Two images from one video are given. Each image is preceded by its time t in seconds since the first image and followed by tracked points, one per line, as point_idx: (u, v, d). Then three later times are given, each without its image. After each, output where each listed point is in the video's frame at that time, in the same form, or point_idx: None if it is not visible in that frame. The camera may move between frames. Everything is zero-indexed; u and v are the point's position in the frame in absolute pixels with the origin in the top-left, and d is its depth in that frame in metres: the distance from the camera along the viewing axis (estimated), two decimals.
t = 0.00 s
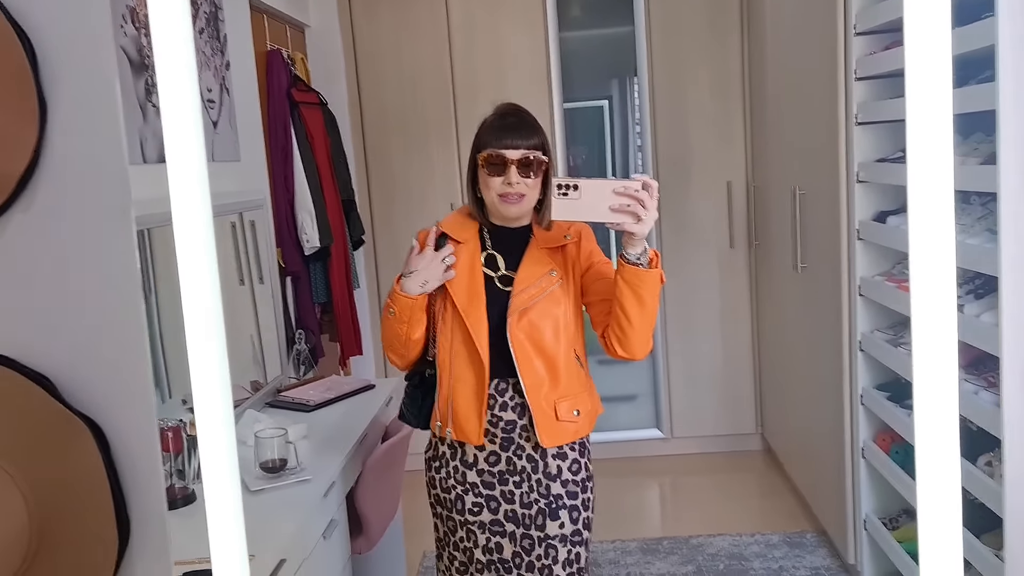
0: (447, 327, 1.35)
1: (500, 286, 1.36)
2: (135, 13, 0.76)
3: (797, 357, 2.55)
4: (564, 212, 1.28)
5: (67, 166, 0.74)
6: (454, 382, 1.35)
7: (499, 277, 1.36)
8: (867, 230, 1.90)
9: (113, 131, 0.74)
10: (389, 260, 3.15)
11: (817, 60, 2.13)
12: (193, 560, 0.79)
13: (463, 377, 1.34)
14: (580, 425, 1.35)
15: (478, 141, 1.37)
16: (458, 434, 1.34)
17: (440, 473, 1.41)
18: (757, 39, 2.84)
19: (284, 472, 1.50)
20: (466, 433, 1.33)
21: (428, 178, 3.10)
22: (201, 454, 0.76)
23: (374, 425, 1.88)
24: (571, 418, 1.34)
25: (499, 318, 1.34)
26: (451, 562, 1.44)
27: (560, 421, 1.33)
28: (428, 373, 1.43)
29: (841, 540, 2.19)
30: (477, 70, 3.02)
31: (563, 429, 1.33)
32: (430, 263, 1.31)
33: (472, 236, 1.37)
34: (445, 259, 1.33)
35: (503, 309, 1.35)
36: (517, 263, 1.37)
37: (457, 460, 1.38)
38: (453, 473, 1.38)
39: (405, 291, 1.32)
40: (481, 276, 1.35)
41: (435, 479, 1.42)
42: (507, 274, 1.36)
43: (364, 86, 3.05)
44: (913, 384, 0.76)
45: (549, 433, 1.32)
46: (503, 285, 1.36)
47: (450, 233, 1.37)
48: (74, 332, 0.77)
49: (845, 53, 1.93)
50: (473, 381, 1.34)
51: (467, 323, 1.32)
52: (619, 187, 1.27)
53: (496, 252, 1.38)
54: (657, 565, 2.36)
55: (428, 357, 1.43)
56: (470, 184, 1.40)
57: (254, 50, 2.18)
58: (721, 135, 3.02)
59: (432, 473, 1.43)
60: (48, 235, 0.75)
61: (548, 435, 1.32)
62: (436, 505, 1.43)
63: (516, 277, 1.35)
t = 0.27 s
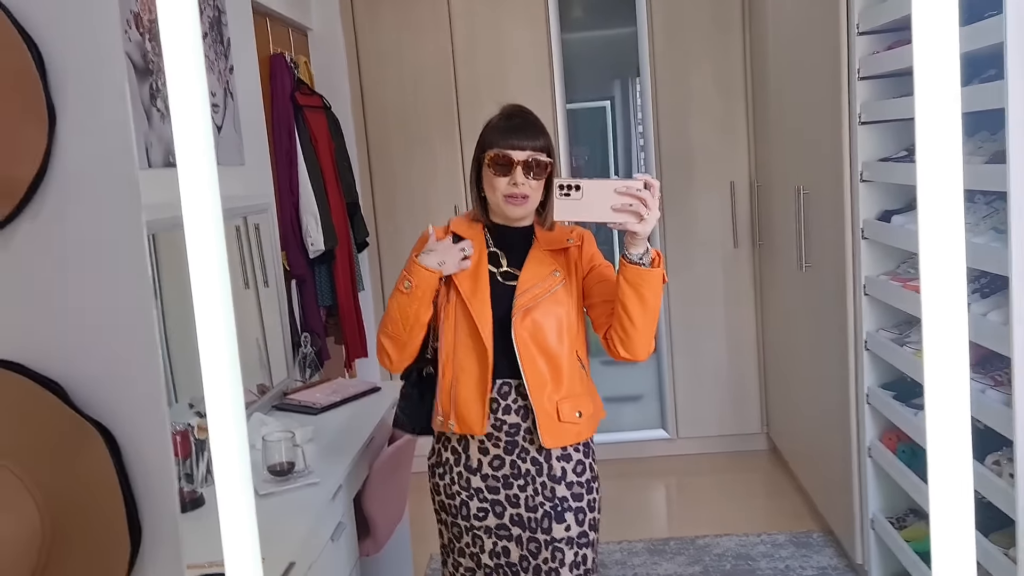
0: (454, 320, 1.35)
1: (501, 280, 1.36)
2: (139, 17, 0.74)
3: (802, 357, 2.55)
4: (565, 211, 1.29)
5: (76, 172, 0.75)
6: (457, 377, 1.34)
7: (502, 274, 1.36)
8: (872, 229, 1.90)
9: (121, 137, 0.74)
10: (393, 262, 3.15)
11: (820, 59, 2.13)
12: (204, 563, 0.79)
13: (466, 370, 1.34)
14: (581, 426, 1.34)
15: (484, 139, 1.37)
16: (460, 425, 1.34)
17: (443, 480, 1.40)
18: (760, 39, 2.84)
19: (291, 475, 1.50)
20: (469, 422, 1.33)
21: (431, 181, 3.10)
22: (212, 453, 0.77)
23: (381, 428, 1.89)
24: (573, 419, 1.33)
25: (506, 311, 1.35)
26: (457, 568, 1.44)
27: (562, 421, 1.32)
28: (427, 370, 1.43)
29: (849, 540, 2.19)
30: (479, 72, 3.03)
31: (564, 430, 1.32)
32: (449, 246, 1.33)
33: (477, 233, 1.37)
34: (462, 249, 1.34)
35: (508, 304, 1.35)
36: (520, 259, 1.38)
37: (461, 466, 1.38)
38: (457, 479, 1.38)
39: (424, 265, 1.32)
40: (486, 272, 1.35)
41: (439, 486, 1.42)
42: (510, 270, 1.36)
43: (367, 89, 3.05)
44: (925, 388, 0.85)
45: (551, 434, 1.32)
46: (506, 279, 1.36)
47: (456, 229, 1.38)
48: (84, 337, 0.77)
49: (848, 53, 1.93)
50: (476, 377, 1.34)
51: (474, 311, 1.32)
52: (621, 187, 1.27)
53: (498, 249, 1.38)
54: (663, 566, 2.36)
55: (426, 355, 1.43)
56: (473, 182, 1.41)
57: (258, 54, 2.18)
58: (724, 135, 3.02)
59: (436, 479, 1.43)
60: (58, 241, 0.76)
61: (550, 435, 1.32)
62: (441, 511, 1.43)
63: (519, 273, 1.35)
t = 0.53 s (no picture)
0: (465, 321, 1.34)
1: (502, 277, 1.35)
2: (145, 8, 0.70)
3: (808, 351, 2.55)
4: (568, 207, 1.31)
5: (85, 166, 0.74)
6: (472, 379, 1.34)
7: (503, 270, 1.36)
8: (880, 222, 1.89)
9: (131, 129, 0.74)
10: (398, 258, 3.15)
11: (827, 51, 2.11)
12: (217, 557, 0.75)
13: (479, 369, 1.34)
14: (585, 418, 1.34)
15: (483, 130, 1.36)
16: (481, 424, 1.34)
17: (448, 475, 1.40)
18: (765, 31, 2.82)
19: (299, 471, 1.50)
20: (487, 421, 1.33)
21: (436, 175, 3.10)
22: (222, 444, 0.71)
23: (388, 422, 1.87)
24: (576, 411, 1.32)
25: (505, 305, 1.34)
26: (461, 564, 1.44)
27: (564, 413, 1.31)
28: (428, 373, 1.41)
29: (857, 534, 2.18)
30: (484, 66, 3.02)
31: (567, 422, 1.32)
32: (465, 262, 1.27)
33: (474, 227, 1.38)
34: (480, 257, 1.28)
35: (507, 296, 1.34)
36: (519, 254, 1.37)
37: (465, 461, 1.37)
38: (461, 474, 1.37)
39: (441, 294, 1.27)
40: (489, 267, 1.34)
41: (443, 481, 1.42)
42: (510, 266, 1.36)
43: (371, 83, 3.04)
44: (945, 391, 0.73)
45: (554, 426, 1.31)
46: (508, 276, 1.35)
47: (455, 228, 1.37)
48: (95, 331, 0.77)
49: (855, 45, 1.91)
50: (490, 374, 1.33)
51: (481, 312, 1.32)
52: (624, 181, 1.26)
53: (497, 246, 1.38)
54: (671, 560, 2.36)
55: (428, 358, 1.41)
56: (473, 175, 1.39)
57: (262, 48, 2.17)
58: (729, 128, 3.00)
59: (440, 474, 1.42)
60: (68, 235, 0.75)
61: (552, 428, 1.31)
62: (446, 506, 1.43)
63: (519, 269, 1.34)
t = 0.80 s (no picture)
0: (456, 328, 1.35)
1: (502, 272, 1.35)
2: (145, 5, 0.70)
3: (812, 347, 2.54)
4: (570, 201, 1.27)
5: (86, 163, 0.74)
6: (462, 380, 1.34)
7: (501, 265, 1.35)
8: (886, 217, 1.87)
9: (131, 125, 0.73)
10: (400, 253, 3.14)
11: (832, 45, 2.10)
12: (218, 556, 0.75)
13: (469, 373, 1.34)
14: (586, 412, 1.33)
15: (480, 124, 1.35)
16: (471, 427, 1.33)
17: (450, 472, 1.40)
18: (769, 25, 2.80)
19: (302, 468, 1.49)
20: (476, 424, 1.33)
21: (438, 170, 3.09)
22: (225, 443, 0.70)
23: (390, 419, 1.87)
24: (577, 406, 1.31)
25: (505, 304, 1.33)
26: (464, 561, 1.43)
27: (565, 408, 1.30)
28: (422, 372, 1.44)
29: (861, 530, 2.17)
30: (486, 60, 3.00)
31: (568, 417, 1.31)
32: (456, 282, 1.29)
33: (468, 226, 1.37)
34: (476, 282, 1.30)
35: (507, 294, 1.34)
36: (517, 249, 1.36)
37: (467, 459, 1.37)
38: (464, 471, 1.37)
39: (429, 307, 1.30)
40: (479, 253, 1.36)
41: (446, 479, 1.41)
42: (509, 261, 1.35)
43: (373, 78, 3.03)
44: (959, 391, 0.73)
45: (555, 421, 1.30)
46: (506, 271, 1.35)
47: (448, 227, 1.37)
48: (96, 329, 0.76)
49: (860, 39, 1.89)
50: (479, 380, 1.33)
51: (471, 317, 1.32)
52: (626, 174, 1.25)
53: (494, 241, 1.37)
54: (674, 556, 2.35)
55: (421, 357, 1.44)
56: (470, 169, 1.37)
57: (263, 42, 2.16)
58: (733, 123, 2.99)
59: (442, 472, 1.42)
60: (69, 233, 0.75)
61: (553, 423, 1.30)
62: (448, 504, 1.42)
63: (518, 263, 1.34)
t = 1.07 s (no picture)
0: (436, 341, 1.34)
1: (502, 277, 1.34)
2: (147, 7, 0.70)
3: (815, 349, 2.53)
4: (570, 201, 1.27)
5: (87, 168, 0.73)
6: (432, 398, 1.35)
7: (500, 270, 1.35)
8: (889, 220, 1.87)
9: (133, 128, 0.72)
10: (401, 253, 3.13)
11: (835, 46, 2.09)
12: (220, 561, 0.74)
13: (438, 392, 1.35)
14: (587, 417, 1.32)
15: (477, 126, 1.35)
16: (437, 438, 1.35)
17: (452, 477, 1.39)
18: (772, 26, 2.79)
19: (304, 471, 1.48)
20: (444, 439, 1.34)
21: (439, 171, 3.08)
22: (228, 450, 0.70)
23: (392, 420, 1.86)
24: (578, 411, 1.31)
25: (503, 307, 1.33)
26: (467, 565, 1.43)
27: (566, 414, 1.30)
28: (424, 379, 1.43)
29: (863, 533, 2.17)
30: (487, 60, 2.99)
31: (569, 422, 1.30)
32: (439, 305, 1.30)
33: (460, 232, 1.36)
34: (452, 313, 1.30)
35: (507, 301, 1.33)
36: (517, 253, 1.36)
37: (469, 464, 1.36)
38: (466, 476, 1.37)
39: (409, 320, 1.33)
40: (462, 262, 1.36)
41: (447, 484, 1.41)
42: (508, 265, 1.35)
43: (375, 78, 3.02)
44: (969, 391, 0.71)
45: (555, 427, 1.29)
46: (506, 276, 1.34)
47: (441, 231, 1.36)
48: (97, 335, 0.75)
49: (864, 41, 1.88)
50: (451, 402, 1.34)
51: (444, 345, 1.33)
52: (627, 173, 1.24)
53: (492, 245, 1.37)
54: (676, 558, 2.35)
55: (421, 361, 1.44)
56: (467, 172, 1.37)
57: (264, 42, 2.16)
58: (735, 124, 2.98)
59: (445, 477, 1.41)
60: (71, 239, 0.74)
61: (553, 429, 1.29)
62: (450, 508, 1.42)
63: (517, 268, 1.33)
